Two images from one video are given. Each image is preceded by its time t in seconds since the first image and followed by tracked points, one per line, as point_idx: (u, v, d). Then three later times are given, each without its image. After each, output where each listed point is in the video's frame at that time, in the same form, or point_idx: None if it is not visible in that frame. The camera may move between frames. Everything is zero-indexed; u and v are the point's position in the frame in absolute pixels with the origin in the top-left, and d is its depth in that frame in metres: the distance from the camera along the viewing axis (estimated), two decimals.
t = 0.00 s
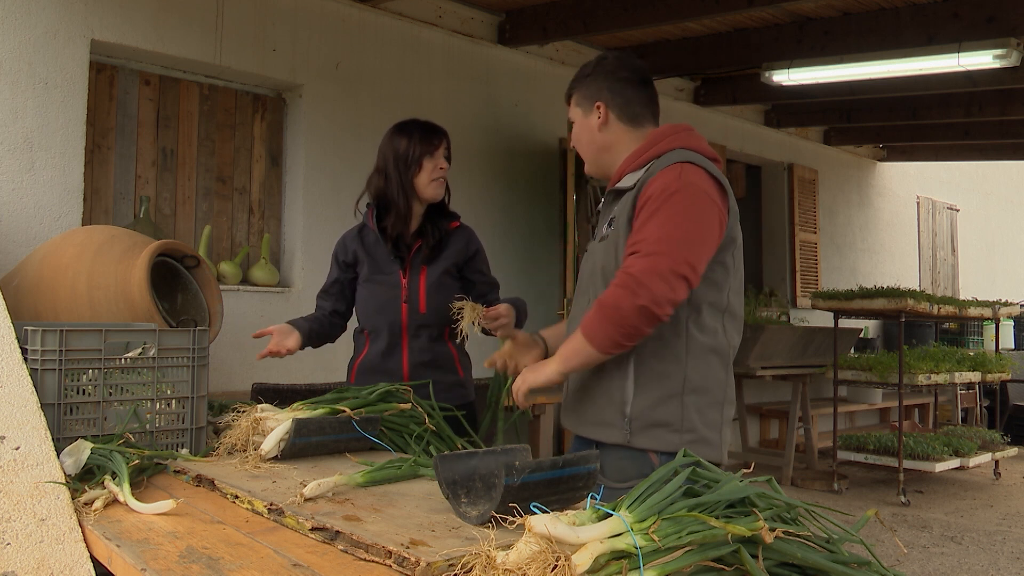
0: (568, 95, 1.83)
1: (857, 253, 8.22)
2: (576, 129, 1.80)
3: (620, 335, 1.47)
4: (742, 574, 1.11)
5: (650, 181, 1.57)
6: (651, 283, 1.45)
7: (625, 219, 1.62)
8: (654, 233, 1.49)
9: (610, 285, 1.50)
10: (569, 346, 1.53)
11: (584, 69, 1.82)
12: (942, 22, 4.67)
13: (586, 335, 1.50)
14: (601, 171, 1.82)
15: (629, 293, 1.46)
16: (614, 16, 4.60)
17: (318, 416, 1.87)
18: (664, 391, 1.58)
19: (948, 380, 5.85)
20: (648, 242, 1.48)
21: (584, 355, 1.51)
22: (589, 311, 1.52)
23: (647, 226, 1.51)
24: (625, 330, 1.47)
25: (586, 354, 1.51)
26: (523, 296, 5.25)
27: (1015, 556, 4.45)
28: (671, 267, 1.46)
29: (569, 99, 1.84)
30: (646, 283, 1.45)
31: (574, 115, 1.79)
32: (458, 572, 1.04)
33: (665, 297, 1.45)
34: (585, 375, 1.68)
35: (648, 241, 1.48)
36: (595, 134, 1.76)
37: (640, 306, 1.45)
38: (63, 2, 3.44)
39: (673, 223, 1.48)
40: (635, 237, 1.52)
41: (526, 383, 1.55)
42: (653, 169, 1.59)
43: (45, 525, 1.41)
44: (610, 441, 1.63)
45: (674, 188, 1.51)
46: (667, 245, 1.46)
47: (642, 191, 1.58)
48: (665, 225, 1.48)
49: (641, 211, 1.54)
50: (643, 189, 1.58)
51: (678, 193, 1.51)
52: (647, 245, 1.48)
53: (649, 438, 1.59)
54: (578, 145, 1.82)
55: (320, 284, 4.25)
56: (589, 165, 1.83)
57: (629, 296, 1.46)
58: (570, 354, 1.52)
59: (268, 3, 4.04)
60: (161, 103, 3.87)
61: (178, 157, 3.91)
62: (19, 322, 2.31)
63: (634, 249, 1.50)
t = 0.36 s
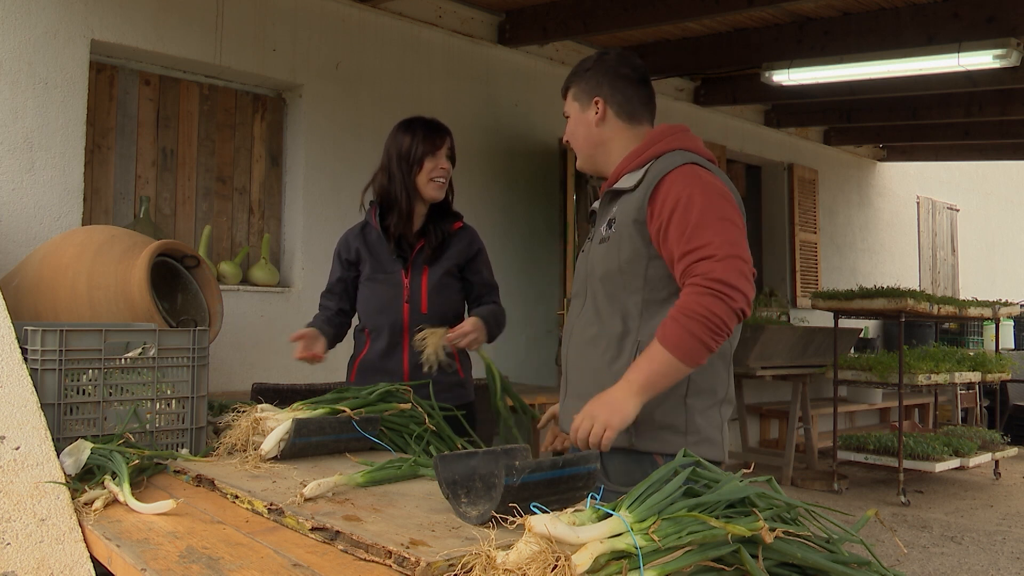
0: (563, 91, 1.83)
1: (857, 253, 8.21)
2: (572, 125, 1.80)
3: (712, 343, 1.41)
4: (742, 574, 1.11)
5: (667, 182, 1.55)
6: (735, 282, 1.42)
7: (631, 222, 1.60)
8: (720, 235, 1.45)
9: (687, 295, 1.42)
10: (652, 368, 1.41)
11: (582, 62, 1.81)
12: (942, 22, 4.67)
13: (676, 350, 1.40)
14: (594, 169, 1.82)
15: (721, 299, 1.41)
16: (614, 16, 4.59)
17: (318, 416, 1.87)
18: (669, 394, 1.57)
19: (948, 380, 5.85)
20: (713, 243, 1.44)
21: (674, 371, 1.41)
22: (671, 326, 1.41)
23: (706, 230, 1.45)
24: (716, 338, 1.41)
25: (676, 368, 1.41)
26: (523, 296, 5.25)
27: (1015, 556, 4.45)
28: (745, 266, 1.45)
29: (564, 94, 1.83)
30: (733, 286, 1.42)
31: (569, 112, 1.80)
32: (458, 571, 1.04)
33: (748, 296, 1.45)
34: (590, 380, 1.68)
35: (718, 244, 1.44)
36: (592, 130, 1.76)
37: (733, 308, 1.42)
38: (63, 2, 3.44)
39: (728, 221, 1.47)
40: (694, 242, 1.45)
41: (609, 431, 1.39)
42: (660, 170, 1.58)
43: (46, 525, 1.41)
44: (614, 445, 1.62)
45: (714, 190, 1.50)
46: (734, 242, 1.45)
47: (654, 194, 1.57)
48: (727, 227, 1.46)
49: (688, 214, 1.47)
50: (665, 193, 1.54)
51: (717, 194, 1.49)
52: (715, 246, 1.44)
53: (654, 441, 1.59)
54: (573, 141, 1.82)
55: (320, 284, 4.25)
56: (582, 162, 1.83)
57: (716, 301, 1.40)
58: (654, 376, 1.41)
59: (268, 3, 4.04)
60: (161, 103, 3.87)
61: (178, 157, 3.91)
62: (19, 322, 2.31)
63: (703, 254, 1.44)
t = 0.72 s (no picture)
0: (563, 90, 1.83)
1: (857, 253, 8.21)
2: (571, 124, 1.80)
3: (725, 348, 1.41)
4: (742, 574, 1.11)
5: (671, 185, 1.54)
6: (747, 287, 1.43)
7: (637, 221, 1.60)
8: (728, 242, 1.45)
9: (699, 303, 1.42)
10: (671, 375, 1.39)
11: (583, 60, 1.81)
12: (942, 22, 4.67)
13: (693, 358, 1.39)
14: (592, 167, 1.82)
15: (735, 306, 1.41)
16: (614, 16, 4.59)
17: (318, 416, 1.87)
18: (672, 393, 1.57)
19: (948, 380, 5.85)
20: (723, 247, 1.44)
21: (691, 378, 1.40)
22: (685, 334, 1.40)
23: (715, 236, 1.45)
24: (730, 342, 1.41)
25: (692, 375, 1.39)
26: (523, 296, 5.25)
27: (1015, 556, 4.45)
28: (752, 270, 1.45)
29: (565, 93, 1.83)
30: (746, 292, 1.42)
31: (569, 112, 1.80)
32: (458, 572, 1.04)
33: (757, 300, 1.46)
34: (591, 377, 1.67)
35: (727, 249, 1.44)
36: (591, 128, 1.76)
37: (744, 314, 1.42)
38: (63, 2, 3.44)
39: (736, 225, 1.47)
40: (703, 248, 1.45)
41: (628, 439, 1.35)
42: (662, 171, 1.58)
43: (46, 525, 1.41)
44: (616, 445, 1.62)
45: (718, 193, 1.50)
46: (743, 246, 1.46)
47: (657, 196, 1.57)
48: (735, 231, 1.46)
49: (695, 220, 1.47)
50: (669, 197, 1.54)
51: (721, 197, 1.49)
52: (726, 251, 1.44)
53: (655, 440, 1.58)
54: (570, 139, 1.82)
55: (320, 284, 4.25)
56: (580, 160, 1.83)
57: (731, 307, 1.41)
58: (672, 384, 1.39)
59: (268, 3, 4.04)
60: (161, 103, 3.87)
61: (178, 157, 3.91)
62: (19, 322, 2.31)
63: (716, 259, 1.43)
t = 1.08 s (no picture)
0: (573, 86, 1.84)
1: (857, 253, 8.21)
2: (577, 119, 1.80)
3: (715, 352, 1.42)
4: (742, 574, 1.11)
5: (678, 185, 1.55)
6: (739, 295, 1.43)
7: (643, 220, 1.60)
8: (726, 247, 1.45)
9: (694, 305, 1.43)
10: (658, 373, 1.40)
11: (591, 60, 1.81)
12: (942, 22, 4.67)
13: (682, 358, 1.40)
14: (592, 165, 1.81)
15: (726, 312, 1.42)
16: (614, 16, 4.59)
17: (318, 416, 1.87)
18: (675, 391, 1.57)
19: (948, 380, 5.85)
20: (718, 253, 1.45)
21: (678, 378, 1.41)
22: (676, 335, 1.41)
23: (718, 240, 1.46)
24: (719, 347, 1.42)
25: (676, 376, 1.41)
26: (523, 296, 5.25)
27: (1015, 556, 4.45)
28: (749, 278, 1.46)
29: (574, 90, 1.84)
30: (739, 298, 1.43)
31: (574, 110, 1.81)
32: (458, 572, 1.04)
33: (749, 307, 1.46)
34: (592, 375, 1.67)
35: (727, 254, 1.45)
36: (595, 123, 1.76)
37: (736, 320, 1.43)
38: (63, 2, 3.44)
39: (736, 232, 1.47)
40: (700, 251, 1.46)
41: (613, 437, 1.39)
42: (671, 170, 1.58)
43: (46, 525, 1.41)
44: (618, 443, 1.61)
45: (724, 197, 1.50)
46: (738, 253, 1.46)
47: (664, 195, 1.57)
48: (733, 237, 1.46)
49: (698, 223, 1.48)
50: (675, 196, 1.54)
51: (728, 201, 1.50)
52: (721, 256, 1.45)
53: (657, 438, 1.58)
54: (574, 135, 1.82)
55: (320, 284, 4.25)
56: (579, 156, 1.82)
57: (723, 313, 1.42)
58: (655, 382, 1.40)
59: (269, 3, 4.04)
60: (161, 103, 3.87)
61: (178, 157, 3.91)
62: (19, 321, 2.31)
63: (711, 264, 1.44)
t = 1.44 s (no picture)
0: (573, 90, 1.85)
1: (856, 253, 8.21)
2: (573, 124, 1.80)
3: (620, 326, 1.48)
4: (742, 574, 1.11)
5: (659, 179, 1.55)
6: (657, 290, 1.44)
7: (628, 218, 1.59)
8: (664, 239, 1.47)
9: (617, 279, 1.47)
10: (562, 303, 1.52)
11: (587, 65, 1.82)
12: (942, 22, 4.67)
13: (588, 315, 1.49)
14: (590, 166, 1.81)
15: (640, 296, 1.45)
16: (615, 16, 4.59)
17: (318, 417, 1.87)
18: (671, 389, 1.58)
19: (948, 380, 5.85)
20: (655, 242, 1.47)
21: (575, 325, 1.51)
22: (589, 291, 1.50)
23: (661, 231, 1.48)
24: (625, 325, 1.48)
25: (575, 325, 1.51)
26: (523, 296, 5.25)
27: (1015, 556, 4.45)
28: (680, 277, 1.46)
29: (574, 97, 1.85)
30: (654, 289, 1.44)
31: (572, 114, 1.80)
32: (458, 572, 1.04)
33: (671, 307, 1.47)
34: (583, 374, 1.66)
35: (663, 246, 1.45)
36: (590, 128, 1.76)
37: (646, 311, 1.46)
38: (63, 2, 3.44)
39: (687, 232, 1.47)
40: (644, 236, 1.49)
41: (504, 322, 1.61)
42: (657, 168, 1.58)
43: (45, 525, 1.41)
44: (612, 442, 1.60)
45: (693, 198, 1.49)
46: (677, 252, 1.45)
47: (645, 187, 1.58)
48: (677, 235, 1.46)
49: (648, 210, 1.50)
50: (653, 186, 1.55)
51: (692, 200, 1.49)
52: (656, 245, 1.47)
53: (655, 437, 1.58)
54: (571, 141, 1.82)
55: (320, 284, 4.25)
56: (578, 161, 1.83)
57: (636, 297, 1.45)
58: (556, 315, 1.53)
59: (269, 3, 4.04)
60: (161, 103, 3.87)
61: (178, 157, 3.91)
62: (19, 322, 2.31)
63: (645, 249, 1.47)
